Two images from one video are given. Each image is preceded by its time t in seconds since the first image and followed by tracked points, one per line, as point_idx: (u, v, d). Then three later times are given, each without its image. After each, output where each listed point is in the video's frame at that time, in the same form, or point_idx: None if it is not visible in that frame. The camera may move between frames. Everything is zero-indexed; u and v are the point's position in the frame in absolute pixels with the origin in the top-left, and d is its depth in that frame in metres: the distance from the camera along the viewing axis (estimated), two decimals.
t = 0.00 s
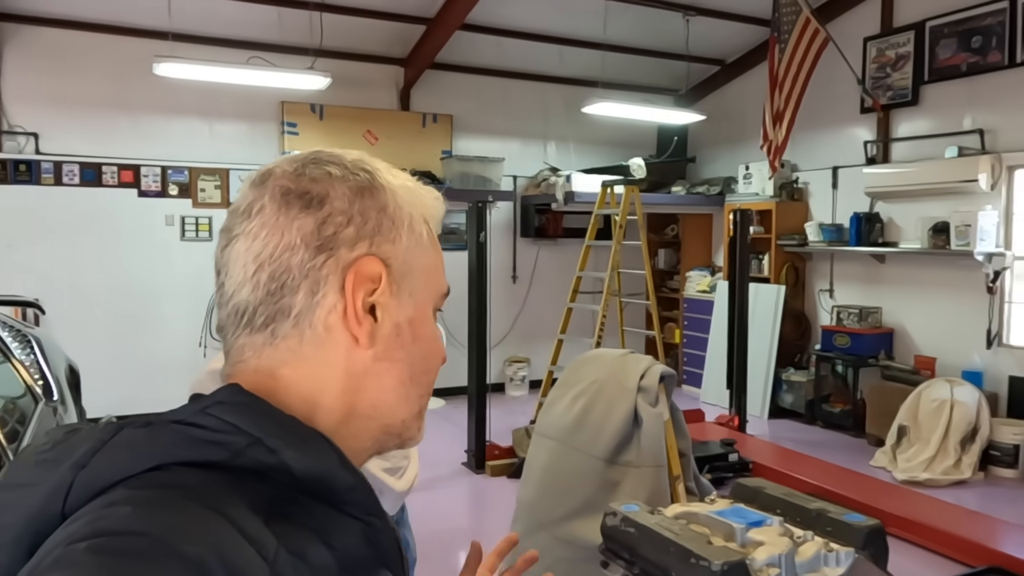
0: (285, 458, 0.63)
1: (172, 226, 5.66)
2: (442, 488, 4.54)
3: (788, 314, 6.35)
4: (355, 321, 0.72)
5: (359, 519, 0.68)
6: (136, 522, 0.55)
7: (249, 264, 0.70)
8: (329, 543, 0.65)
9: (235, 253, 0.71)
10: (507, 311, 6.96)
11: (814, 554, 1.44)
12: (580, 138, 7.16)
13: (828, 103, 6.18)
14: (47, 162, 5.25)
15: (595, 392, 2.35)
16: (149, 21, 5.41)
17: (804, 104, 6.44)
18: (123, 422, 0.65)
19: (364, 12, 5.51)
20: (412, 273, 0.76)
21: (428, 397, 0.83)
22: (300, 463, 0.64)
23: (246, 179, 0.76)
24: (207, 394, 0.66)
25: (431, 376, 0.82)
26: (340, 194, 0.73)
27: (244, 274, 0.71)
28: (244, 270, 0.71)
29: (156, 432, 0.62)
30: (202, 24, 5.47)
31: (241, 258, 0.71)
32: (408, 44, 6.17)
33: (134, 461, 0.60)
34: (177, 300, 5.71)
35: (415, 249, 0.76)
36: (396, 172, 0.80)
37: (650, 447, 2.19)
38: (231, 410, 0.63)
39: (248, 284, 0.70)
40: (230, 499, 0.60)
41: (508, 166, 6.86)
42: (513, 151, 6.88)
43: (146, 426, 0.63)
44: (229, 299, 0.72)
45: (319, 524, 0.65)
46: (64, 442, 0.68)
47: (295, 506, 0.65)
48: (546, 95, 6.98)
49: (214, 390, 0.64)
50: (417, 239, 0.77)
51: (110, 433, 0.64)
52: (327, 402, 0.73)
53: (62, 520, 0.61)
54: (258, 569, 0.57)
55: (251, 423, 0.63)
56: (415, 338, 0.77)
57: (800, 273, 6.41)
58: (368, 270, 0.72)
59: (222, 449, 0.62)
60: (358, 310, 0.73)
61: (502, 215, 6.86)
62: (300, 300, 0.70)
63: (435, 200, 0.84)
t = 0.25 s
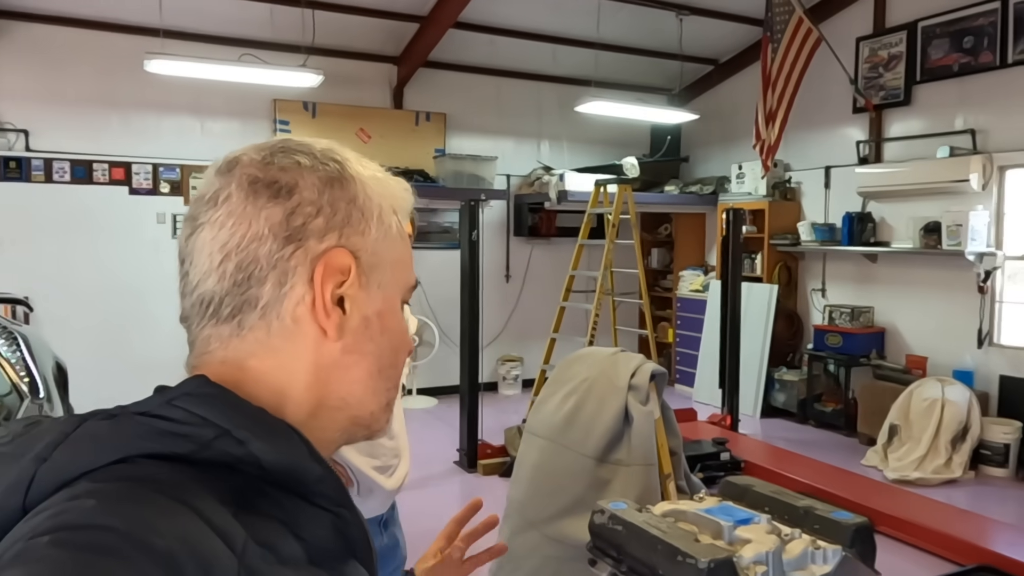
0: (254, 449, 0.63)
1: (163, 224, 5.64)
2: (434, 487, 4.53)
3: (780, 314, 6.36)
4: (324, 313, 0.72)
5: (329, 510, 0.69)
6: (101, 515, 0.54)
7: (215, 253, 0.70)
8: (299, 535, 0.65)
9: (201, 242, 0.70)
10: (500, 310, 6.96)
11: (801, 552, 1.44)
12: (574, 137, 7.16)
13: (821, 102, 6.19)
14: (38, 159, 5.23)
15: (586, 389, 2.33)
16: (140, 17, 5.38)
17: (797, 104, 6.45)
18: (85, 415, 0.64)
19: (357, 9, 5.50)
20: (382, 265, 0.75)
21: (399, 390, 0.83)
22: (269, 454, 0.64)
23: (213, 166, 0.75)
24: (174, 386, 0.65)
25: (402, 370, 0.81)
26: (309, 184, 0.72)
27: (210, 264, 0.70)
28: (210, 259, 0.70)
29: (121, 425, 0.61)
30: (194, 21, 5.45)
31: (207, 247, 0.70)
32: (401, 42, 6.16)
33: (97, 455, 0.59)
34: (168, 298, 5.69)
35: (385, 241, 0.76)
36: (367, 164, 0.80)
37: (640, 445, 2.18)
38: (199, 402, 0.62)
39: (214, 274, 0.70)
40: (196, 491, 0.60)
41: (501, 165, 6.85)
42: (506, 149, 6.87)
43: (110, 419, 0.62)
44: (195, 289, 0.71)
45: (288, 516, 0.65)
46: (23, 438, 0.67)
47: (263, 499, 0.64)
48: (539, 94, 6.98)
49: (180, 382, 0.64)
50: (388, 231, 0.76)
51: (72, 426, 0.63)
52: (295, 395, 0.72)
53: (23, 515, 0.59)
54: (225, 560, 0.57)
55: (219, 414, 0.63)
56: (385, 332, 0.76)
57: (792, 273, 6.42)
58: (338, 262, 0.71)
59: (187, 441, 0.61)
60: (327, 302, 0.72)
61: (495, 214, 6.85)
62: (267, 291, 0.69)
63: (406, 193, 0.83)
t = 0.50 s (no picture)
0: (242, 445, 0.63)
1: (156, 223, 5.62)
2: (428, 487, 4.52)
3: (774, 313, 6.37)
4: (311, 310, 0.71)
5: (316, 507, 0.68)
6: (87, 514, 0.53)
7: (202, 249, 0.69)
8: (287, 531, 0.65)
9: (187, 237, 0.70)
10: (495, 309, 6.95)
11: (795, 551, 1.44)
12: (569, 136, 7.16)
13: (815, 102, 6.20)
14: (30, 157, 5.21)
15: (580, 388, 2.33)
16: (134, 15, 5.36)
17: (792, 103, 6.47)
18: (70, 411, 0.63)
19: (351, 8, 5.49)
20: (369, 262, 0.75)
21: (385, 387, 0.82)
22: (256, 451, 0.63)
23: (198, 160, 0.75)
24: (160, 382, 0.65)
25: (387, 367, 0.81)
26: (297, 180, 0.72)
27: (195, 259, 0.69)
28: (196, 254, 0.69)
29: (105, 422, 0.61)
30: (187, 19, 5.43)
31: (193, 242, 0.69)
32: (396, 41, 6.15)
33: (81, 452, 0.58)
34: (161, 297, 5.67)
35: (373, 239, 0.76)
36: (355, 161, 0.80)
37: (634, 444, 2.18)
38: (185, 398, 0.62)
39: (200, 270, 0.69)
40: (183, 488, 0.59)
41: (496, 164, 6.84)
42: (501, 148, 6.86)
43: (95, 416, 0.61)
44: (180, 285, 0.70)
45: (275, 513, 0.65)
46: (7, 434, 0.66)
47: (249, 496, 0.64)
48: (534, 94, 6.98)
49: (166, 378, 0.63)
50: (375, 228, 0.76)
51: (57, 423, 0.63)
52: (281, 391, 0.72)
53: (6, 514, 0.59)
54: (214, 558, 0.57)
55: (206, 411, 0.62)
56: (372, 329, 0.76)
57: (786, 272, 6.43)
58: (326, 258, 0.71)
59: (173, 438, 0.61)
60: (315, 299, 0.71)
61: (490, 213, 6.84)
62: (254, 287, 0.69)
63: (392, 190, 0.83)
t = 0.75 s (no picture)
0: (229, 436, 0.63)
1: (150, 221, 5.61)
2: (423, 485, 4.51)
3: (769, 312, 6.38)
4: (299, 298, 0.71)
5: (305, 498, 0.68)
6: (72, 504, 0.53)
7: (188, 240, 0.69)
8: (275, 522, 0.65)
9: (173, 228, 0.69)
10: (490, 308, 6.95)
11: (787, 546, 1.44)
12: (564, 135, 7.16)
13: (810, 101, 6.22)
14: (23, 155, 5.19)
15: (575, 386, 2.33)
16: (128, 13, 5.35)
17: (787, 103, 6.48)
18: (57, 402, 0.63)
19: (347, 6, 5.49)
20: (357, 249, 0.74)
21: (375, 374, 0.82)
22: (243, 442, 0.63)
23: (183, 149, 0.74)
24: (148, 371, 0.64)
25: (377, 355, 0.81)
26: (282, 168, 0.71)
27: (182, 250, 0.69)
28: (182, 245, 0.69)
29: (91, 411, 0.60)
30: (181, 16, 5.42)
31: (179, 232, 0.69)
32: (391, 39, 6.14)
33: (69, 442, 0.59)
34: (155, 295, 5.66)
35: (360, 226, 0.75)
36: (340, 147, 0.79)
37: (628, 441, 2.18)
38: (172, 388, 0.61)
39: (187, 261, 0.69)
40: (169, 478, 0.59)
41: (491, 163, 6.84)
42: (496, 147, 6.86)
43: (81, 406, 0.61)
44: (167, 276, 0.70)
45: (263, 503, 0.65)
46: None
47: (236, 487, 0.64)
48: (530, 93, 6.98)
49: (153, 368, 0.63)
50: (362, 215, 0.76)
51: (44, 413, 0.63)
52: (270, 381, 0.72)
53: None
54: (202, 549, 0.57)
55: (193, 401, 0.62)
56: (360, 317, 0.76)
57: (781, 271, 6.45)
58: (313, 247, 0.71)
59: (160, 428, 0.61)
60: (303, 289, 0.71)
61: (485, 212, 6.84)
62: (241, 277, 0.68)
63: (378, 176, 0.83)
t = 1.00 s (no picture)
0: (229, 439, 0.63)
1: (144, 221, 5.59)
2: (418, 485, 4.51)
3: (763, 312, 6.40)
4: (285, 299, 0.70)
5: (304, 501, 0.68)
6: (72, 508, 0.53)
7: (172, 252, 0.69)
8: (274, 525, 0.65)
9: (158, 240, 0.70)
10: (485, 307, 6.95)
11: (784, 547, 1.45)
12: (559, 135, 7.17)
13: (804, 102, 6.23)
14: (16, 154, 5.16)
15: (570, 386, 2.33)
16: (122, 11, 5.32)
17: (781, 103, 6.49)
18: (57, 406, 0.63)
19: (342, 5, 5.48)
20: (343, 244, 0.73)
21: (382, 367, 0.82)
22: (243, 444, 0.63)
23: (165, 161, 0.74)
24: (149, 375, 0.64)
25: (379, 348, 0.80)
26: (258, 169, 0.70)
27: (167, 262, 0.69)
28: (168, 257, 0.69)
29: (92, 415, 0.60)
30: (176, 15, 5.39)
31: (162, 245, 0.69)
32: (386, 39, 6.13)
33: (69, 447, 0.59)
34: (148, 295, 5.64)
35: (345, 220, 0.74)
36: (321, 141, 0.78)
37: (623, 441, 2.18)
38: (174, 392, 0.61)
39: (173, 273, 0.69)
40: (169, 481, 0.59)
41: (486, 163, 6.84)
42: (491, 147, 6.86)
43: (82, 410, 0.61)
44: (158, 289, 0.71)
45: (262, 506, 0.65)
46: None
47: (235, 490, 0.64)
48: (525, 93, 6.98)
49: (155, 372, 0.63)
50: (347, 208, 0.74)
51: (45, 418, 0.63)
52: (267, 383, 0.72)
53: None
54: (200, 551, 0.57)
55: (192, 405, 0.62)
56: (355, 313, 0.75)
57: (775, 272, 6.46)
58: (294, 247, 0.70)
59: (160, 432, 0.61)
60: (289, 290, 0.71)
61: (480, 211, 6.84)
62: (226, 283, 0.68)
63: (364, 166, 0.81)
